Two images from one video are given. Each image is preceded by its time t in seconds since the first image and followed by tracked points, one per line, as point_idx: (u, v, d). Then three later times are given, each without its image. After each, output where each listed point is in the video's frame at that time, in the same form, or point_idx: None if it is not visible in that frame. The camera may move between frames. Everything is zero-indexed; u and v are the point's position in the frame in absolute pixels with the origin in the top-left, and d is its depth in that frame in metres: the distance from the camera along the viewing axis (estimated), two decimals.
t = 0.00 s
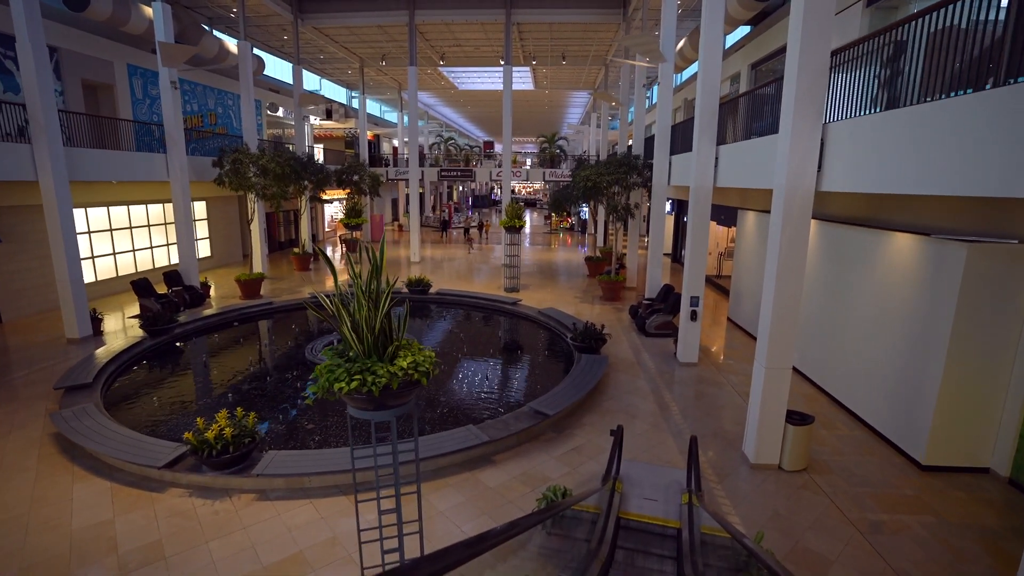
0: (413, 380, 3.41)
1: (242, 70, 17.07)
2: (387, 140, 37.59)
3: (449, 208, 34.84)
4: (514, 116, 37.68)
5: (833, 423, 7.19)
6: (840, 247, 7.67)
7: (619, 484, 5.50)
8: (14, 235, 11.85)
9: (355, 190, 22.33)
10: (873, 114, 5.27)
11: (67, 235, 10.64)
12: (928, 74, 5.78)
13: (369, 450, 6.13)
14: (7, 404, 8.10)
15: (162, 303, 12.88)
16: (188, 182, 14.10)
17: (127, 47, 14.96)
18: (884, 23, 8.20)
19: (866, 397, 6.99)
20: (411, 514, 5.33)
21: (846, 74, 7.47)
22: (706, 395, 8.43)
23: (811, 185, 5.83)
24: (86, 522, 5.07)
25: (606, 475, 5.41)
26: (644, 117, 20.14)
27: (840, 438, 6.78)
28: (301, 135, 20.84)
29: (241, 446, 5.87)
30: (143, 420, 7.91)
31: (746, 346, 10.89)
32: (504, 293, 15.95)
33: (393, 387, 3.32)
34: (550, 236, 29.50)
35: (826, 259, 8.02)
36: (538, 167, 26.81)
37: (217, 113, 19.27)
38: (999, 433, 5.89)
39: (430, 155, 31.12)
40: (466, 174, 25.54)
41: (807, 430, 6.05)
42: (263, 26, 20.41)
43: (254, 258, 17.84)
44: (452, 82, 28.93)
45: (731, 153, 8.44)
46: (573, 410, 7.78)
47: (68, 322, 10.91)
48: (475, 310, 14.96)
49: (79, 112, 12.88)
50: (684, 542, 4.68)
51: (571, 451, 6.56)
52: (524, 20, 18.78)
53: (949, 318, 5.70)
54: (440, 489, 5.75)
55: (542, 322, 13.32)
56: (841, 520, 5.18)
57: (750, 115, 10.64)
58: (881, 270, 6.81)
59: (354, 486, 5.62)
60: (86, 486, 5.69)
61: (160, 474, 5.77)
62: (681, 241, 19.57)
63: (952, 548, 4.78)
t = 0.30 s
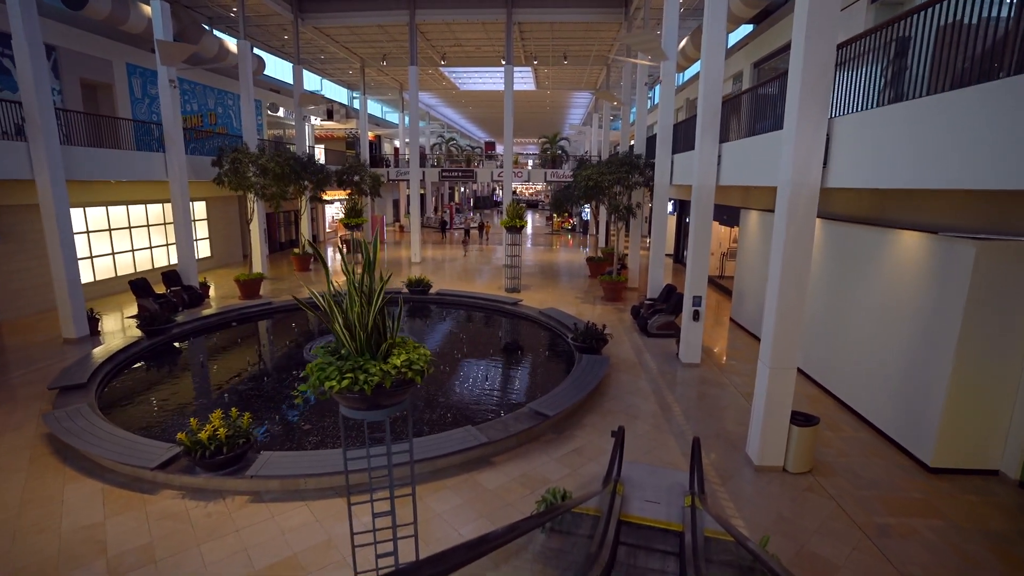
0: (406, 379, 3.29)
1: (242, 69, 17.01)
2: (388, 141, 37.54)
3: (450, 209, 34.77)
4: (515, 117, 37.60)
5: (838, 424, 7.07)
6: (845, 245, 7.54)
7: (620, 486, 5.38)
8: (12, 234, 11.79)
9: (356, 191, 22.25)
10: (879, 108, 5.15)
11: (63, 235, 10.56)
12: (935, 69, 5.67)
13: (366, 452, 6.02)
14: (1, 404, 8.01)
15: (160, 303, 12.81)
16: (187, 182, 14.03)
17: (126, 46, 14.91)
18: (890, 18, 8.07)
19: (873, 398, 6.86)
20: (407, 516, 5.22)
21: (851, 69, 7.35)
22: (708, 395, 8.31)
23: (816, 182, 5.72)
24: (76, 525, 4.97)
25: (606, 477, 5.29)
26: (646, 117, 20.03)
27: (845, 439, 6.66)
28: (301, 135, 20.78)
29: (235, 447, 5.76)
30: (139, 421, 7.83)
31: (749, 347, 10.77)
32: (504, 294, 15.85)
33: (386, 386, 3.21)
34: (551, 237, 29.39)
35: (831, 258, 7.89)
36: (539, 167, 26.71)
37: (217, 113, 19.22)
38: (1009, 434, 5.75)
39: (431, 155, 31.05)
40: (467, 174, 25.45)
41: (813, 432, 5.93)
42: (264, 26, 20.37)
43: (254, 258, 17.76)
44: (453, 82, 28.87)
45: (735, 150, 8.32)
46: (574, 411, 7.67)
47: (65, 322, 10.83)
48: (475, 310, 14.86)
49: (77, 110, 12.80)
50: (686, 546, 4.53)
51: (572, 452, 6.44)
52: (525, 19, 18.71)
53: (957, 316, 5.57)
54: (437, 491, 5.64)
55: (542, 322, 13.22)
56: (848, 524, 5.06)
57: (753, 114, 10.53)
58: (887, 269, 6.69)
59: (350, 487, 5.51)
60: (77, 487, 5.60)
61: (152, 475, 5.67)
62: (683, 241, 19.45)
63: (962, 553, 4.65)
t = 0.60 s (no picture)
0: (399, 378, 3.19)
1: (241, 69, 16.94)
2: (389, 142, 37.50)
3: (451, 210, 34.70)
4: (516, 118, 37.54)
5: (843, 426, 6.94)
6: (851, 244, 7.43)
7: (621, 488, 5.26)
8: (8, 234, 11.72)
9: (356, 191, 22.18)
10: (886, 102, 5.04)
11: (60, 234, 10.49)
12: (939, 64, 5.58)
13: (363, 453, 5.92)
14: None
15: (158, 303, 12.73)
16: (185, 182, 13.96)
17: (124, 46, 14.87)
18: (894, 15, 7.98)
19: (879, 399, 6.75)
20: (404, 520, 5.11)
21: (855, 65, 7.25)
22: (711, 397, 8.19)
23: (820, 178, 5.61)
24: (65, 528, 4.87)
25: (607, 479, 5.18)
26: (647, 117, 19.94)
27: (850, 441, 6.53)
28: (301, 135, 20.71)
29: (229, 449, 5.66)
30: (134, 422, 7.75)
31: (751, 347, 10.65)
32: (505, 294, 15.74)
33: (379, 385, 3.11)
34: (552, 238, 29.29)
35: (835, 257, 7.78)
36: (540, 168, 26.63)
37: (217, 113, 19.17)
38: (1018, 436, 5.63)
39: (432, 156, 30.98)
40: (467, 175, 25.38)
41: (817, 433, 5.82)
42: (264, 26, 20.32)
43: (254, 259, 17.68)
44: (453, 83, 28.80)
45: (738, 147, 8.21)
46: (574, 413, 7.56)
47: (61, 322, 10.75)
48: (476, 311, 14.75)
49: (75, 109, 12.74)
50: (688, 550, 4.41)
51: (572, 454, 6.33)
52: (526, 19, 18.63)
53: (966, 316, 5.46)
54: (435, 494, 5.53)
55: (543, 323, 13.11)
56: (854, 528, 4.94)
57: (755, 112, 10.45)
58: (894, 268, 6.58)
59: (346, 490, 5.41)
60: (68, 489, 5.50)
61: (145, 477, 5.56)
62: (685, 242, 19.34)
63: (972, 558, 4.53)
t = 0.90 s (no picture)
0: (392, 374, 3.07)
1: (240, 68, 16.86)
2: (389, 143, 37.44)
3: (451, 210, 34.60)
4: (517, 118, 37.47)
5: (848, 427, 6.82)
6: (856, 242, 7.31)
7: (621, 490, 5.15)
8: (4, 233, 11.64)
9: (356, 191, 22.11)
10: (891, 94, 4.94)
11: (55, 232, 10.41)
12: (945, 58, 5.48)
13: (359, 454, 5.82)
14: None
15: (155, 303, 12.64)
16: (183, 180, 13.87)
17: (121, 44, 14.79)
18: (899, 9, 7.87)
19: (884, 399, 6.62)
20: (400, 522, 5.01)
21: (860, 60, 7.13)
22: (713, 397, 8.08)
23: (825, 173, 5.49)
24: (53, 530, 4.77)
25: (607, 480, 5.06)
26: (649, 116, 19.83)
27: (856, 443, 6.41)
28: (301, 134, 20.64)
29: (221, 448, 5.55)
30: (128, 423, 7.65)
31: (754, 348, 10.54)
32: (505, 294, 15.63)
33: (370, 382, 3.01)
34: (553, 238, 29.20)
35: (840, 256, 7.66)
36: (541, 168, 26.53)
37: (216, 112, 19.09)
38: None
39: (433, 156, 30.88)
40: (468, 175, 25.26)
41: (823, 434, 5.70)
42: (264, 25, 20.26)
43: (253, 259, 17.59)
44: (454, 83, 28.74)
45: (741, 144, 8.10)
46: (574, 413, 7.45)
47: (57, 322, 10.66)
48: (476, 311, 14.64)
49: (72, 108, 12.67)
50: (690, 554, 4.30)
51: (571, 455, 6.22)
52: (526, 18, 18.55)
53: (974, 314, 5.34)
54: (432, 495, 5.43)
55: (543, 323, 13.00)
56: (861, 531, 4.82)
57: (757, 110, 10.35)
58: (899, 266, 6.47)
59: (341, 491, 5.30)
60: (58, 490, 5.40)
61: (136, 478, 5.45)
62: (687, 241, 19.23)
63: (983, 562, 4.41)
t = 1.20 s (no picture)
0: (383, 371, 2.96)
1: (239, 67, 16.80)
2: (390, 143, 37.37)
3: (451, 210, 34.49)
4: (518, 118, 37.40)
5: (853, 428, 6.71)
6: (861, 241, 7.20)
7: (622, 492, 5.04)
8: None
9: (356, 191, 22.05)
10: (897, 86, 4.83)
11: (51, 231, 10.32)
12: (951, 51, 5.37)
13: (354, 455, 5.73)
14: None
15: (152, 302, 12.56)
16: (181, 179, 13.79)
17: (119, 42, 14.72)
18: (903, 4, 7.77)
19: (890, 400, 6.51)
20: (396, 523, 4.91)
21: (865, 56, 7.02)
22: (715, 398, 7.97)
23: (831, 169, 5.37)
24: (40, 532, 4.66)
25: (606, 482, 4.95)
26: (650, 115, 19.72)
27: (861, 444, 6.30)
28: (301, 133, 20.58)
29: (214, 448, 5.44)
30: (123, 423, 7.55)
31: (756, 348, 10.44)
32: (505, 294, 15.54)
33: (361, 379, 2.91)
34: (554, 238, 29.10)
35: (845, 255, 7.55)
36: (542, 168, 26.43)
37: (215, 111, 19.03)
38: None
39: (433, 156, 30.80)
40: (468, 175, 25.16)
41: (827, 435, 5.58)
42: (264, 24, 20.20)
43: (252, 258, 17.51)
44: (455, 82, 28.66)
45: (744, 141, 7.99)
46: (574, 414, 7.33)
47: (53, 321, 10.57)
48: (476, 311, 14.53)
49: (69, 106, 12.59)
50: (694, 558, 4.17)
51: (571, 456, 6.11)
52: (526, 16, 18.46)
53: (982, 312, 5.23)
54: (428, 496, 5.33)
55: (544, 323, 12.89)
56: (868, 535, 4.71)
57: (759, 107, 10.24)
58: (905, 264, 6.36)
59: (336, 493, 5.19)
60: (48, 491, 5.30)
61: (127, 479, 5.35)
62: (688, 241, 19.13)
63: (994, 567, 4.29)
